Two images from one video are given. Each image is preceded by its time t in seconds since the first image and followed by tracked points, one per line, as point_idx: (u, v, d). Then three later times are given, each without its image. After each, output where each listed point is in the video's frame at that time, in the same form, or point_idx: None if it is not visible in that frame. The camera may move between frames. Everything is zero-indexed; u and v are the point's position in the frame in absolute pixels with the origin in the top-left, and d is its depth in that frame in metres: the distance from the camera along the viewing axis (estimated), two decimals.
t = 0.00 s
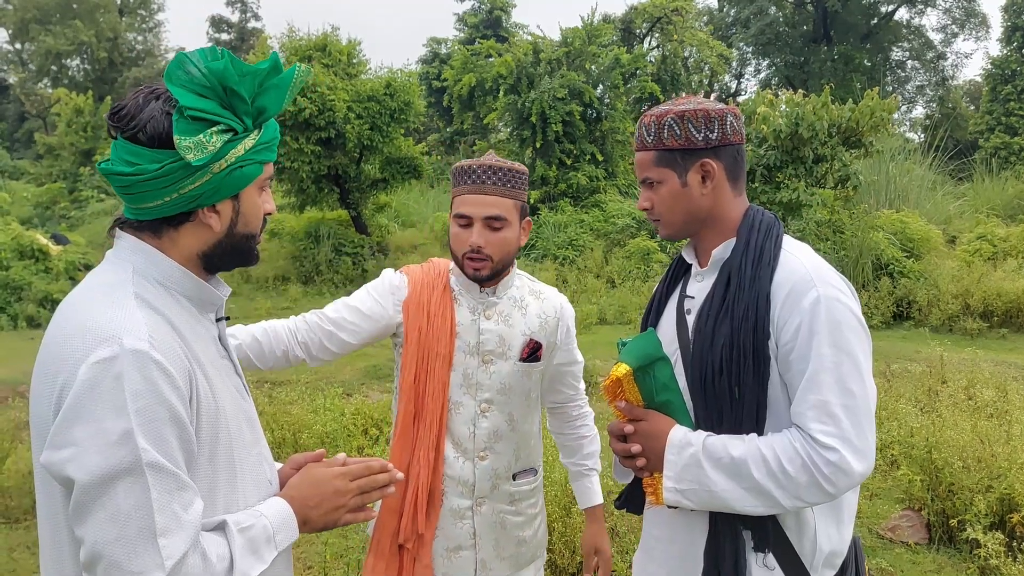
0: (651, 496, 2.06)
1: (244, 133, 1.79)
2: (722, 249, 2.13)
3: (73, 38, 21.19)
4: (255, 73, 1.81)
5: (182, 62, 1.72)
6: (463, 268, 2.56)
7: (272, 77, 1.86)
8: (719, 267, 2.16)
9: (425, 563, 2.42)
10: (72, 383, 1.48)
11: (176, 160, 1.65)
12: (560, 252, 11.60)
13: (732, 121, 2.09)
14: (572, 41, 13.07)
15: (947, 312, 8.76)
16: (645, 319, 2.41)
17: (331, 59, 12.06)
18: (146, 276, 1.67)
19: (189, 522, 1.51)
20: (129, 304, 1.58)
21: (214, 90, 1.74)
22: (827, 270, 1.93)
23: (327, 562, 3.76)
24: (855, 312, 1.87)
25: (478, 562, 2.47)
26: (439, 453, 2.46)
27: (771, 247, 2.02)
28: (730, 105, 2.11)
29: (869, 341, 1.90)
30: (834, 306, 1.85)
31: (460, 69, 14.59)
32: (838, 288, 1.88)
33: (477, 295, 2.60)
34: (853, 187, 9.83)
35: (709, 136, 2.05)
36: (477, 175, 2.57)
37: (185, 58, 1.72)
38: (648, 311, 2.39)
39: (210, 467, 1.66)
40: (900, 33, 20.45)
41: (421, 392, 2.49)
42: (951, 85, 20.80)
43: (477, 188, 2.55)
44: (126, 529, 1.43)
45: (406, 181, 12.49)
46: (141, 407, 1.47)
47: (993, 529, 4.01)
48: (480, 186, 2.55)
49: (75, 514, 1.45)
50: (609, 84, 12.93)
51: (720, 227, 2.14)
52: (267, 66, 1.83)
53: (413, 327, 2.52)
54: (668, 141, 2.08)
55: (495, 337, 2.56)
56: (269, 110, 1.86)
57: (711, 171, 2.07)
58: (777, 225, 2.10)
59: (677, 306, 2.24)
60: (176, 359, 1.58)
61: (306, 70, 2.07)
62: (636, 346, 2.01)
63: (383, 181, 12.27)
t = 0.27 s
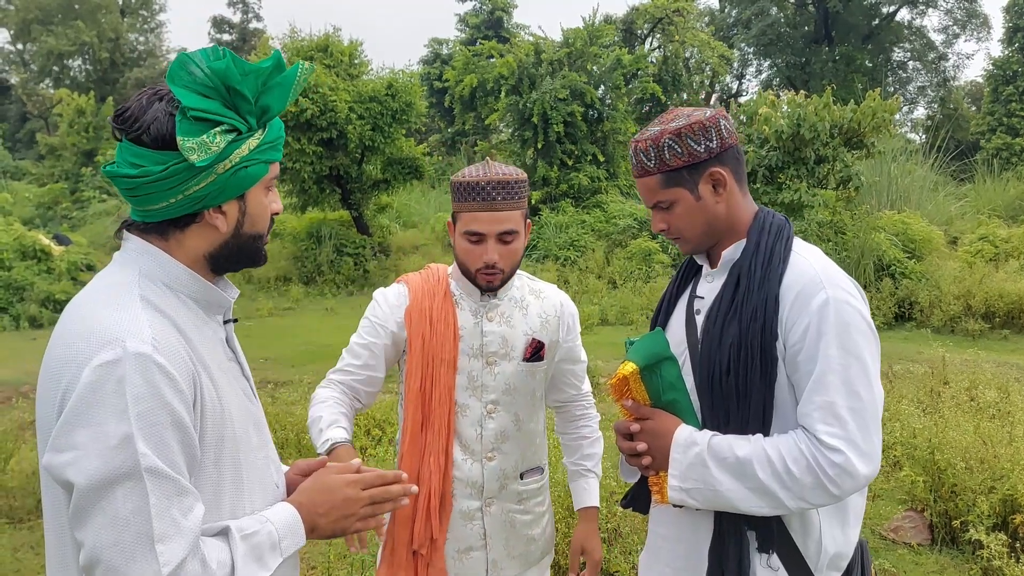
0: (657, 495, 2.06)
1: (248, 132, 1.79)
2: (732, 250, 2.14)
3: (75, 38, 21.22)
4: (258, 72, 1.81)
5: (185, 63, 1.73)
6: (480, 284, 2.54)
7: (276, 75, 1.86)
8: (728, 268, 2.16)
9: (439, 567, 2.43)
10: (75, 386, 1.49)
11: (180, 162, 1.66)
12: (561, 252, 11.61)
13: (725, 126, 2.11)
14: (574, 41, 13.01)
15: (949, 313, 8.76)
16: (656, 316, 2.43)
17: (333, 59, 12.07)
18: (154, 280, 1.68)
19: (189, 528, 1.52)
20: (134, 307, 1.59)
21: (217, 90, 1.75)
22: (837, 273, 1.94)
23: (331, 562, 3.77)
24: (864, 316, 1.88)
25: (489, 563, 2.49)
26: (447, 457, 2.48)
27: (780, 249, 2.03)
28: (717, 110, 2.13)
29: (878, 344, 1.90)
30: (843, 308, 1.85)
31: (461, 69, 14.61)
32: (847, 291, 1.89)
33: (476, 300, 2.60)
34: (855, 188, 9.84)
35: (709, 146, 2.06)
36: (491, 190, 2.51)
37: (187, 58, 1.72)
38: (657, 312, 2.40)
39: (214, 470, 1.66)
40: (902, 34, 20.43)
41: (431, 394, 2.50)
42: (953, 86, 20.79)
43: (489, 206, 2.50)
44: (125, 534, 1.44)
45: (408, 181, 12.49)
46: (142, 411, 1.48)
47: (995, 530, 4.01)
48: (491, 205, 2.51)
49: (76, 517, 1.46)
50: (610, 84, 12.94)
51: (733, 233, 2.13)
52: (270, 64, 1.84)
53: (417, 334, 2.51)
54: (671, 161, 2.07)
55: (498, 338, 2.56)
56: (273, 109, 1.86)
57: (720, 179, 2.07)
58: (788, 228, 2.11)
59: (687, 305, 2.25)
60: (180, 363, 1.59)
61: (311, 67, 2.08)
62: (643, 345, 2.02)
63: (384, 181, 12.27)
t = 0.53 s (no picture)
0: (663, 495, 2.08)
1: (261, 135, 1.80)
2: (735, 252, 2.14)
3: (77, 38, 21.24)
4: (272, 75, 1.83)
5: (198, 67, 1.75)
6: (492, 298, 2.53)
7: (290, 79, 1.89)
8: (731, 268, 2.17)
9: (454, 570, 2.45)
10: (81, 389, 1.51)
11: (192, 164, 1.67)
12: (563, 252, 11.63)
13: (707, 136, 2.13)
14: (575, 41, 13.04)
15: (950, 313, 8.76)
16: (661, 316, 2.44)
17: (335, 59, 12.09)
18: (167, 283, 1.69)
19: (189, 533, 1.52)
20: (142, 309, 1.60)
21: (232, 93, 1.77)
22: (840, 273, 1.94)
23: (335, 562, 3.79)
24: (868, 316, 1.89)
25: (504, 562, 2.52)
26: (459, 460, 2.47)
27: (784, 250, 2.03)
28: (693, 121, 2.14)
29: (881, 343, 1.91)
30: (847, 308, 1.86)
31: (463, 70, 14.62)
32: (851, 291, 1.90)
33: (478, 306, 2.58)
34: (856, 189, 9.85)
35: (699, 160, 2.07)
36: (506, 219, 2.43)
37: (201, 64, 1.74)
38: (662, 314, 2.42)
39: (220, 473, 1.67)
40: (903, 34, 20.43)
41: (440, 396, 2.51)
42: (955, 87, 20.77)
43: (501, 235, 2.42)
44: (124, 539, 1.45)
45: (410, 181, 12.49)
46: (145, 416, 1.49)
47: (998, 531, 4.02)
48: (504, 233, 2.42)
49: (80, 520, 1.47)
50: (612, 85, 12.95)
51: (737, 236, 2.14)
52: (285, 68, 1.86)
53: (423, 339, 2.50)
54: (667, 184, 2.06)
55: (504, 340, 2.57)
56: (286, 112, 1.88)
57: (720, 188, 2.08)
58: (791, 229, 2.12)
59: (693, 306, 2.26)
60: (186, 366, 1.59)
61: (324, 70, 2.09)
62: (648, 346, 2.04)
63: (386, 181, 12.28)
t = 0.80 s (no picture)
0: (665, 497, 2.09)
1: (269, 138, 1.81)
2: (734, 254, 2.15)
3: (80, 38, 21.23)
4: (281, 78, 1.84)
5: (207, 70, 1.76)
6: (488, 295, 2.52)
7: (298, 81, 1.90)
8: (732, 271, 2.17)
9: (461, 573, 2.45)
10: (87, 391, 1.52)
11: (199, 166, 1.68)
12: (565, 252, 11.64)
13: (705, 137, 2.14)
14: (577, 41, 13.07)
15: (952, 314, 8.76)
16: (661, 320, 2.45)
17: (338, 59, 12.10)
18: (175, 285, 1.71)
19: (195, 533, 1.53)
20: (148, 311, 1.61)
21: (240, 96, 1.78)
22: (840, 273, 1.95)
23: (338, 562, 3.80)
24: (868, 315, 1.90)
25: (509, 562, 2.52)
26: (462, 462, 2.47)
27: (784, 250, 2.04)
28: (692, 124, 2.15)
29: (882, 343, 1.92)
30: (847, 309, 1.87)
31: (465, 70, 14.65)
32: (850, 291, 1.90)
33: (476, 304, 2.59)
34: (859, 189, 9.86)
35: (696, 162, 2.08)
36: (504, 207, 2.46)
37: (210, 67, 1.76)
38: (662, 319, 2.43)
39: (225, 473, 1.68)
40: (906, 35, 20.42)
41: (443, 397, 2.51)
42: (957, 87, 20.74)
43: (499, 224, 2.44)
44: (129, 539, 1.47)
45: (412, 181, 12.50)
46: (149, 417, 1.49)
47: (1000, 531, 4.02)
48: (501, 222, 2.45)
49: (85, 519, 1.48)
50: (614, 85, 12.96)
51: (737, 238, 2.15)
52: (293, 71, 1.87)
53: (422, 342, 2.49)
54: (664, 185, 2.07)
55: (502, 339, 2.59)
56: (294, 115, 1.88)
57: (717, 190, 2.09)
58: (791, 229, 2.13)
59: (693, 308, 2.27)
60: (192, 367, 1.60)
61: (332, 73, 2.10)
62: (649, 349, 2.04)
63: (388, 181, 12.27)
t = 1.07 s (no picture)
0: (665, 497, 2.09)
1: (269, 139, 1.82)
2: (734, 254, 2.15)
3: (81, 37, 21.24)
4: (280, 79, 1.85)
5: (206, 70, 1.76)
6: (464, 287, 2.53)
7: (298, 82, 1.90)
8: (732, 271, 2.18)
9: None
10: (89, 389, 1.52)
11: (200, 166, 1.69)
12: (566, 252, 11.65)
13: (705, 138, 2.13)
14: (578, 41, 13.09)
15: (954, 315, 8.76)
16: (661, 321, 2.46)
17: (339, 59, 12.11)
18: (176, 285, 1.71)
19: (198, 530, 1.53)
20: (150, 311, 1.61)
21: (239, 97, 1.78)
22: (840, 274, 1.96)
23: (340, 561, 3.80)
24: (868, 315, 1.90)
25: (504, 564, 2.52)
26: (452, 463, 2.45)
27: (784, 251, 2.04)
28: (694, 125, 2.14)
29: (881, 342, 1.92)
30: (847, 309, 1.88)
31: (467, 70, 14.65)
32: (850, 291, 1.91)
33: (459, 303, 2.60)
34: (860, 190, 9.86)
35: (695, 162, 2.07)
36: (475, 193, 2.47)
37: (209, 68, 1.76)
38: (661, 321, 2.44)
39: (228, 471, 1.69)
40: (908, 35, 20.40)
41: (429, 399, 2.47)
42: (959, 87, 20.71)
43: (470, 211, 2.46)
44: (132, 536, 1.47)
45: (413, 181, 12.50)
46: (151, 415, 1.50)
47: (1001, 531, 4.02)
48: (473, 209, 2.46)
49: (89, 517, 1.49)
50: (616, 85, 12.97)
51: (736, 239, 2.15)
52: (292, 71, 1.87)
53: (407, 346, 2.47)
54: (661, 183, 2.07)
55: (487, 339, 2.59)
56: (294, 115, 1.89)
57: (714, 192, 2.09)
58: (790, 229, 2.13)
59: (694, 309, 2.27)
60: (194, 366, 1.61)
61: (332, 73, 2.11)
62: (651, 349, 2.05)
63: (390, 181, 12.28)
